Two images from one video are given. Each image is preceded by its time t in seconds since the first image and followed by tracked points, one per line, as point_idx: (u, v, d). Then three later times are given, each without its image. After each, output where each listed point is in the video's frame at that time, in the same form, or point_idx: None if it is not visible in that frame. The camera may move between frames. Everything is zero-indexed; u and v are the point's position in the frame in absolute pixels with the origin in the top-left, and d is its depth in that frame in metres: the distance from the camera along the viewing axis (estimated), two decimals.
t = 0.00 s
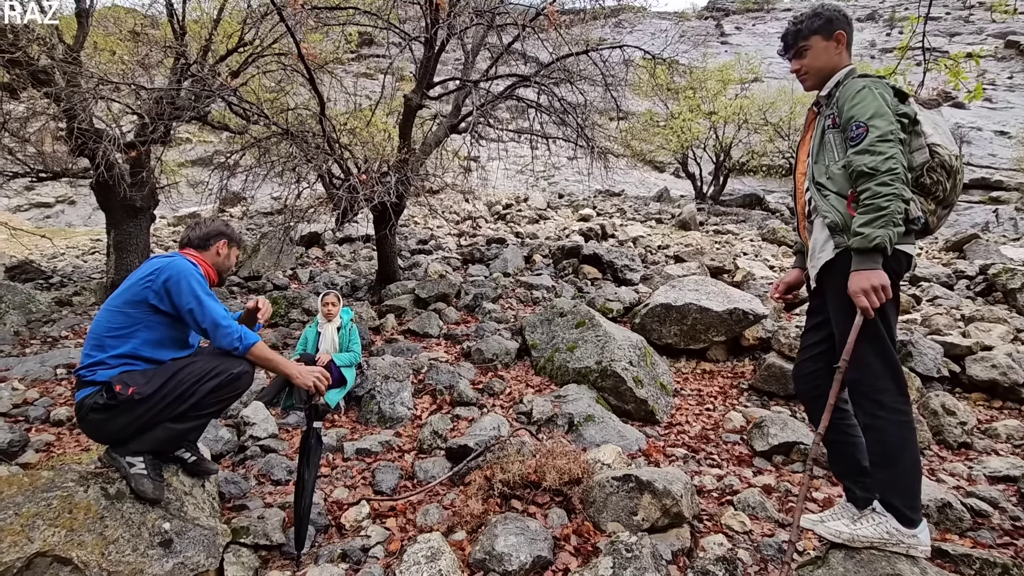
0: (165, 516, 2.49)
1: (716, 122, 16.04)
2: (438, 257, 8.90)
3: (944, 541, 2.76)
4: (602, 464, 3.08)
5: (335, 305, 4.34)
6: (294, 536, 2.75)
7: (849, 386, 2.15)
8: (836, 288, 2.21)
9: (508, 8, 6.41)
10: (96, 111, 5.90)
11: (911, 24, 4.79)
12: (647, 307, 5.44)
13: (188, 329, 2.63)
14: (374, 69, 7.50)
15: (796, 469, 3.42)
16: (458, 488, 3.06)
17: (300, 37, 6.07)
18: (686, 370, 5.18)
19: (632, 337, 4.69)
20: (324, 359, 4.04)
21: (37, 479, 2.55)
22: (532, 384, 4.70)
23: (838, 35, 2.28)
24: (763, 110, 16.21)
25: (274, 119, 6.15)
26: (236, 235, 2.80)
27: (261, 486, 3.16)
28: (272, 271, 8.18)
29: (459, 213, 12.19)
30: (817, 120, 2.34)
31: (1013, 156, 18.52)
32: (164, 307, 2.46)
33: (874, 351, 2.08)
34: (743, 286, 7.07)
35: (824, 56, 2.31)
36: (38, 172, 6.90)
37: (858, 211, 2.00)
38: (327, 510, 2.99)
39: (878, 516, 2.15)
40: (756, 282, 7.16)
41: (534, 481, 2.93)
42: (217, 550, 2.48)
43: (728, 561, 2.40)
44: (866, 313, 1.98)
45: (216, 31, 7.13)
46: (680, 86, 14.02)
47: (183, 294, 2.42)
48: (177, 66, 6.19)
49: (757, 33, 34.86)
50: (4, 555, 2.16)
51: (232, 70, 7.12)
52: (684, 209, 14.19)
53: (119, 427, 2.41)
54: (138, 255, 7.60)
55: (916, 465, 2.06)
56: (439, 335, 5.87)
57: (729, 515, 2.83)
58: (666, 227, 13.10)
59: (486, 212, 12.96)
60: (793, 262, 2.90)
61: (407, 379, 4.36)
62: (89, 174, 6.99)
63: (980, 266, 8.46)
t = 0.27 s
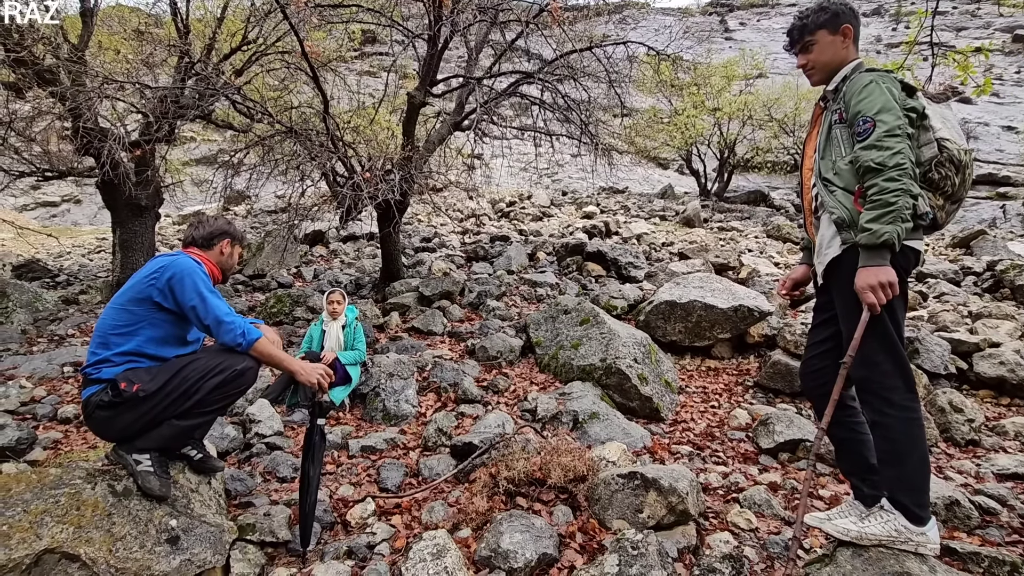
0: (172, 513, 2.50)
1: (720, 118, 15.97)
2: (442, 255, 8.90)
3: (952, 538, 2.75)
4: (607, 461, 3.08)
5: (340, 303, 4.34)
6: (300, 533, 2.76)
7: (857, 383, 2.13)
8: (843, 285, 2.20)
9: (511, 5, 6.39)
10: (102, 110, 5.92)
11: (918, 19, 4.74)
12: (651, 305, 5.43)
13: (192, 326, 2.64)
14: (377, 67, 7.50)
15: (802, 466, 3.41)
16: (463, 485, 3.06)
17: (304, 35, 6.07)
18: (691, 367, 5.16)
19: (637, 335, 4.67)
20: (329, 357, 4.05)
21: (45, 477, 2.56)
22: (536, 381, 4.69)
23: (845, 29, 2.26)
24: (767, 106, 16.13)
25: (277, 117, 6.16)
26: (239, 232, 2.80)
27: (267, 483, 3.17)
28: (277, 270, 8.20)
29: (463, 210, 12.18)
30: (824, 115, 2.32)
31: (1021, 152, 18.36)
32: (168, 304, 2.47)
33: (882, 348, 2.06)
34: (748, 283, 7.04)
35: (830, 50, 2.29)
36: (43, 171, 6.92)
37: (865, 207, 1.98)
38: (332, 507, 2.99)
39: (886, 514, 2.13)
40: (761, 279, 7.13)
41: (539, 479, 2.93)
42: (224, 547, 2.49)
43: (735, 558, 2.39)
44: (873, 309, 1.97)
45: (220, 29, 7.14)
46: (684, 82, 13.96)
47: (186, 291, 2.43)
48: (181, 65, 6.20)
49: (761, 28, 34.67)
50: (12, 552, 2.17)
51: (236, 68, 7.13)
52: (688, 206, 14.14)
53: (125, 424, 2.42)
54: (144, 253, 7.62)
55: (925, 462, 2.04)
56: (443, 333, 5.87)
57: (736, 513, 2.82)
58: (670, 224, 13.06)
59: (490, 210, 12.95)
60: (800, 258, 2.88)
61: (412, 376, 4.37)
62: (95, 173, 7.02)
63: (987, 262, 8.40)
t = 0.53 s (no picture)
0: (174, 510, 2.50)
1: (722, 114, 15.89)
2: (444, 251, 8.89)
3: (958, 536, 2.73)
4: (610, 458, 3.07)
5: (342, 300, 4.34)
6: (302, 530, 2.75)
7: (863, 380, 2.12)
8: (849, 280, 2.18)
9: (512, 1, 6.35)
10: (102, 107, 5.91)
11: (923, 13, 4.70)
12: (654, 301, 5.41)
13: (193, 322, 2.63)
14: (378, 63, 7.47)
15: (806, 463, 3.39)
16: (466, 482, 3.06)
17: (304, 31, 6.04)
18: (693, 364, 5.14)
19: (640, 331, 4.66)
20: (331, 354, 4.05)
21: (47, 473, 2.56)
22: (538, 378, 4.68)
23: (851, 21, 2.23)
24: (770, 102, 16.05)
25: (279, 113, 6.13)
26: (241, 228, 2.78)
27: (269, 480, 3.16)
28: (278, 267, 8.19)
29: (464, 207, 12.15)
30: (830, 109, 2.30)
31: None
32: (170, 300, 2.46)
33: (889, 344, 2.05)
34: (751, 279, 7.01)
35: (836, 43, 2.26)
36: (45, 169, 6.91)
37: (873, 201, 1.96)
38: (335, 504, 2.99)
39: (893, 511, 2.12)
40: (764, 275, 7.11)
41: (541, 476, 2.92)
42: (226, 544, 2.49)
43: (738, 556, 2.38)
44: (880, 305, 1.95)
45: (221, 26, 7.11)
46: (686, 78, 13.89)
47: (189, 288, 2.42)
48: (182, 62, 6.18)
49: (764, 24, 34.50)
50: (13, 549, 2.17)
51: (237, 65, 7.10)
52: (691, 202, 14.09)
53: (128, 421, 2.42)
54: (145, 250, 7.62)
55: (932, 459, 2.02)
56: (445, 330, 5.86)
57: (739, 510, 2.81)
58: (673, 220, 13.01)
59: (492, 207, 12.92)
60: (805, 253, 2.86)
61: (414, 373, 4.36)
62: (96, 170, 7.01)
63: (991, 259, 8.35)
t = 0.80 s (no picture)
0: (173, 507, 2.49)
1: (723, 112, 15.84)
2: (444, 249, 8.87)
3: (961, 534, 2.72)
4: (611, 456, 3.06)
5: (341, 297, 4.32)
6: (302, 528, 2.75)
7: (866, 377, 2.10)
8: (852, 276, 2.16)
9: None
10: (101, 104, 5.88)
11: (926, 9, 4.67)
12: (654, 299, 5.40)
13: (193, 319, 2.62)
14: (378, 60, 7.44)
15: (807, 461, 3.38)
16: (466, 480, 3.05)
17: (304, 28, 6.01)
18: (694, 361, 5.13)
19: (640, 329, 4.64)
20: (331, 352, 4.04)
21: (45, 471, 2.55)
22: (538, 376, 4.67)
23: (854, 15, 2.21)
24: (771, 99, 16.00)
25: (278, 110, 6.11)
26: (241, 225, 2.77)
27: (269, 477, 3.15)
28: (278, 265, 8.18)
29: (465, 205, 12.12)
30: (833, 104, 2.28)
31: None
32: (170, 297, 2.44)
33: (891, 341, 2.03)
34: (752, 277, 7.00)
35: (839, 37, 2.25)
36: (44, 166, 6.90)
37: (877, 196, 1.94)
38: (334, 501, 2.98)
39: (895, 508, 2.11)
40: (765, 273, 7.09)
41: (542, 473, 2.92)
42: (225, 541, 2.48)
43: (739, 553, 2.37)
44: (882, 302, 1.93)
45: (220, 23, 7.08)
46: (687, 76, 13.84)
47: (189, 285, 2.40)
48: (181, 59, 6.16)
49: (764, 21, 34.40)
50: (11, 546, 2.16)
51: (236, 62, 7.07)
52: (691, 200, 14.06)
53: (127, 418, 2.41)
54: (145, 248, 7.60)
55: (935, 456, 2.01)
56: (445, 327, 5.85)
57: (740, 508, 2.80)
58: (673, 218, 12.99)
59: (492, 204, 12.89)
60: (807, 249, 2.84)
61: (414, 371, 4.35)
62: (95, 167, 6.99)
63: (993, 256, 8.33)
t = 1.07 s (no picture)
0: (169, 507, 2.49)
1: (722, 111, 15.83)
2: (443, 249, 8.86)
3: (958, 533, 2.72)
4: (609, 455, 3.06)
5: (339, 297, 4.32)
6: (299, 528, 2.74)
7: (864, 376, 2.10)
8: (850, 276, 2.16)
9: None
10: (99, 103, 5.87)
11: (925, 9, 4.67)
12: (653, 298, 5.40)
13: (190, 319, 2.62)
14: (377, 59, 7.43)
15: (805, 460, 3.38)
16: (464, 479, 3.04)
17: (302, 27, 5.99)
18: (693, 361, 5.13)
19: (639, 328, 4.64)
20: (329, 352, 4.04)
21: (41, 470, 2.55)
22: (537, 375, 4.67)
23: (851, 14, 2.21)
24: (770, 99, 15.99)
25: (277, 110, 6.09)
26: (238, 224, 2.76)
27: (266, 477, 3.15)
28: (277, 264, 8.16)
29: (463, 204, 12.11)
30: (831, 103, 2.28)
31: None
32: (167, 297, 2.44)
33: (889, 340, 2.03)
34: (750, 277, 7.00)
35: (836, 36, 2.24)
36: (42, 165, 6.88)
37: (875, 195, 1.94)
38: (332, 501, 2.98)
39: (892, 508, 2.11)
40: (764, 272, 7.09)
41: (540, 473, 2.91)
42: (222, 541, 2.48)
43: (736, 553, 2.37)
44: (880, 301, 1.93)
45: (218, 22, 7.06)
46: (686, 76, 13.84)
47: (186, 284, 2.40)
48: (180, 58, 6.15)
49: (763, 21, 34.38)
50: (6, 547, 2.16)
51: (235, 61, 7.06)
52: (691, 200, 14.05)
53: (123, 418, 2.40)
54: (143, 247, 7.59)
55: (932, 456, 2.01)
56: (444, 327, 5.84)
57: (738, 507, 2.80)
58: (672, 218, 12.98)
59: (491, 204, 12.88)
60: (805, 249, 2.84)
61: (412, 370, 4.35)
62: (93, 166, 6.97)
63: (991, 256, 8.33)
